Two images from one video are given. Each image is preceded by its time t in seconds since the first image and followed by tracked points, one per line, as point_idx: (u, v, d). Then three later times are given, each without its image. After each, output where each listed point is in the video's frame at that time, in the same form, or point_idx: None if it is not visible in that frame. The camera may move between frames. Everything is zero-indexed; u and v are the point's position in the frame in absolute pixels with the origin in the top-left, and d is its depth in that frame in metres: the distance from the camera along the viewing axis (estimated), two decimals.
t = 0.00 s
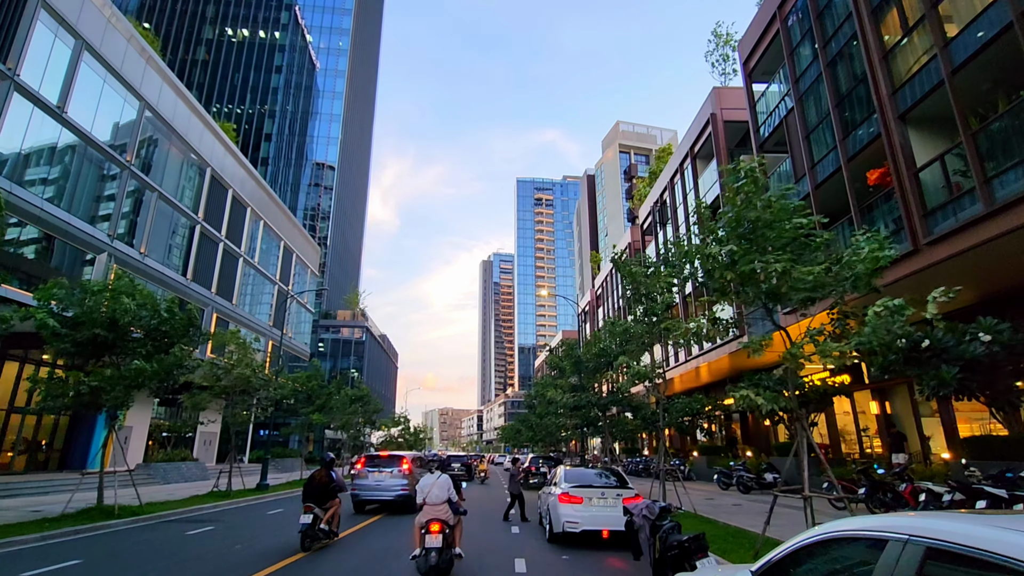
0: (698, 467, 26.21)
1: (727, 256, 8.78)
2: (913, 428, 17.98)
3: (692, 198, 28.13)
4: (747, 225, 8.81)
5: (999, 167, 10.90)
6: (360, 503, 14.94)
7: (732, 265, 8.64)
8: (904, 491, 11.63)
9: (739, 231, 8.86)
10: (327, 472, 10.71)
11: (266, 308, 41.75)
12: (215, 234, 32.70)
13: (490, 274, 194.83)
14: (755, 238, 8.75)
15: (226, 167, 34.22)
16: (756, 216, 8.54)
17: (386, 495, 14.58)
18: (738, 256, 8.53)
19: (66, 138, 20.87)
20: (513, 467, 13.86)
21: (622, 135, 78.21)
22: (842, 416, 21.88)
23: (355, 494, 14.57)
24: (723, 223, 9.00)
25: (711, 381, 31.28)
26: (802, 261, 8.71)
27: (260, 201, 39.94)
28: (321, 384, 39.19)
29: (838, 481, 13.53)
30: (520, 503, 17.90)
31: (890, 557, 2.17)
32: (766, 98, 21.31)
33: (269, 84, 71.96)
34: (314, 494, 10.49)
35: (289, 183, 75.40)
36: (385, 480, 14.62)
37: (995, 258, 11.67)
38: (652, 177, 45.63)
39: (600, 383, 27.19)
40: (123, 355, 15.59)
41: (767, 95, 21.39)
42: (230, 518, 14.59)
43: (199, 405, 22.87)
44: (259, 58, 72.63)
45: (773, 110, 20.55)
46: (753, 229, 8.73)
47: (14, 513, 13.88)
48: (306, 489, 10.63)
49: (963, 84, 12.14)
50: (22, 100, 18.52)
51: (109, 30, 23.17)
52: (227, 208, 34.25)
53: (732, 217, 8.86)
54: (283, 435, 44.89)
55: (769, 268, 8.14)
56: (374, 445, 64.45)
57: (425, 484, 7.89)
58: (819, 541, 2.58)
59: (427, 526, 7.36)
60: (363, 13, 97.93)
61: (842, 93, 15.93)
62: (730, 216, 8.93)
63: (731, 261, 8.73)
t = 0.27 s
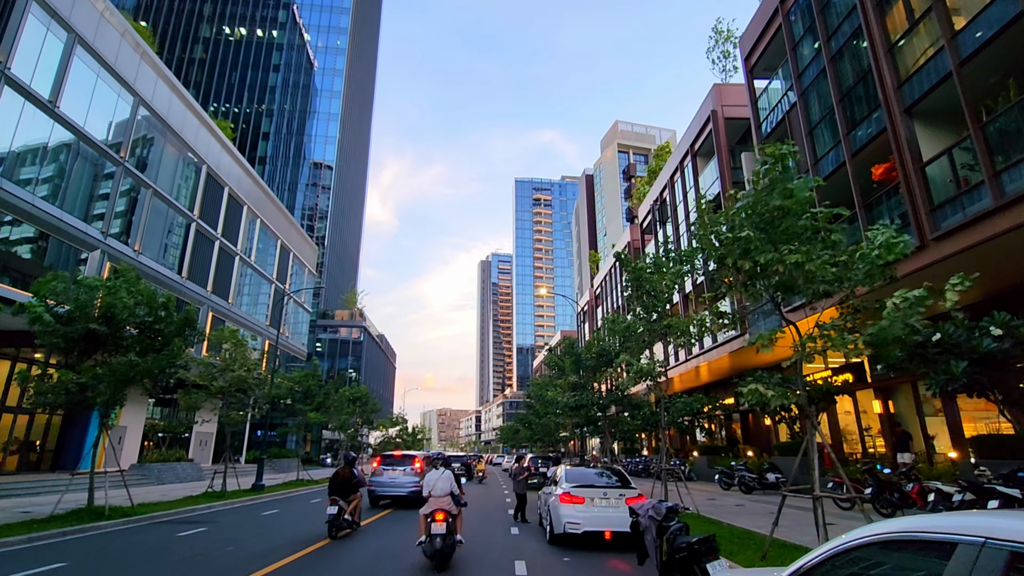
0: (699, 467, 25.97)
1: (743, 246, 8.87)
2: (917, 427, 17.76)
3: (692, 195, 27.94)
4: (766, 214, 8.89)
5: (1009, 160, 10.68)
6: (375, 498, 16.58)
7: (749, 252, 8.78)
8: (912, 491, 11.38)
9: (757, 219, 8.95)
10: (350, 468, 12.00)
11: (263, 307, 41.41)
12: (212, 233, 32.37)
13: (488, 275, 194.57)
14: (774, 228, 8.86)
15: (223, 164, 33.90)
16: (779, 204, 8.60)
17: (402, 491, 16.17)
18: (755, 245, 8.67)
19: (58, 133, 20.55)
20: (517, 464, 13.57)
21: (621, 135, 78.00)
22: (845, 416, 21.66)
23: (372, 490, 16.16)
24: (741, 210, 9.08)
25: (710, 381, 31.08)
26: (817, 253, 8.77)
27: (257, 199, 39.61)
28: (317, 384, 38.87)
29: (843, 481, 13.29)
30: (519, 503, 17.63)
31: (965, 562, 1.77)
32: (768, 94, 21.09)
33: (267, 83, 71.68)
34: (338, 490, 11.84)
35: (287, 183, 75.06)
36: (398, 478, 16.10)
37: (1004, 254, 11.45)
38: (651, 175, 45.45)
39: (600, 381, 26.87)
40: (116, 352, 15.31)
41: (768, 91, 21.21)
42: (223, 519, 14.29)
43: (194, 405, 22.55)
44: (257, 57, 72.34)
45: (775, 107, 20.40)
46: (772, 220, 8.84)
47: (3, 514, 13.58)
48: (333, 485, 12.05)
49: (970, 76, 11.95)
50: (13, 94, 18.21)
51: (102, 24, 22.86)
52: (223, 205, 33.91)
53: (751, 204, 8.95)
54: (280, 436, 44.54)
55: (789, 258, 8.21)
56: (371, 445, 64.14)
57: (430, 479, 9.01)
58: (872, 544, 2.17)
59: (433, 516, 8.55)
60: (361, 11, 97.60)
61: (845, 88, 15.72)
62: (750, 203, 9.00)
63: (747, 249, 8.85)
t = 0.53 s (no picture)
0: (699, 468, 25.75)
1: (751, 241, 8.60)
2: (922, 428, 17.52)
3: (693, 194, 27.67)
4: (777, 207, 8.68)
5: (1020, 155, 10.45)
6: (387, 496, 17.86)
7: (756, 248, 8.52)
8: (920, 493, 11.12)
9: (769, 214, 8.77)
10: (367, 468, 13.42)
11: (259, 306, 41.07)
12: (208, 231, 31.99)
13: (486, 275, 194.32)
14: (784, 223, 8.69)
15: (219, 162, 33.54)
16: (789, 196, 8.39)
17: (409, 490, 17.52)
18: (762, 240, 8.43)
19: (50, 128, 20.18)
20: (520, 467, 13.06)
21: (620, 135, 77.71)
22: (847, 417, 21.40)
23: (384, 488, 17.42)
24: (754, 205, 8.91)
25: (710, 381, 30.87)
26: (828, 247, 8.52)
27: (254, 198, 39.25)
28: (313, 384, 38.50)
29: (849, 482, 13.03)
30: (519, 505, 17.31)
31: None
32: (771, 90, 20.84)
33: (265, 82, 71.32)
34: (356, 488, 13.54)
35: (285, 182, 74.67)
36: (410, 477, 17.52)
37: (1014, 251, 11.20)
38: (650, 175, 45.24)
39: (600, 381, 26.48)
40: (107, 351, 14.96)
41: (771, 88, 20.96)
42: (216, 521, 13.97)
43: (189, 405, 22.22)
44: (255, 55, 71.95)
45: (777, 103, 20.17)
46: (781, 215, 8.68)
47: None
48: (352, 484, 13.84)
49: (980, 70, 11.71)
50: (4, 89, 17.87)
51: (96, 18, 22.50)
52: (219, 203, 33.54)
53: (763, 198, 8.74)
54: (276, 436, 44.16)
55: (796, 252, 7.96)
56: (369, 445, 63.81)
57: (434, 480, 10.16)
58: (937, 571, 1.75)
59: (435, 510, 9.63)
60: (359, 10, 97.14)
61: (850, 83, 15.48)
62: (761, 196, 8.79)
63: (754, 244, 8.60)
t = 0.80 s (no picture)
0: (699, 468, 25.54)
1: (751, 237, 8.26)
2: (925, 428, 17.33)
3: (694, 192, 27.44)
4: (779, 201, 8.40)
5: None
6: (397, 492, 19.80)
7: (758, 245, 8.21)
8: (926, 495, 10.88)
9: (771, 208, 8.53)
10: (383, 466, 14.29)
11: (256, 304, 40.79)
12: (203, 229, 31.67)
13: (485, 275, 194.04)
14: (787, 216, 8.42)
15: (215, 159, 33.23)
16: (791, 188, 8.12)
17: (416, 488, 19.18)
18: (765, 235, 8.09)
19: (42, 122, 19.86)
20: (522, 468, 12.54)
21: (619, 134, 77.45)
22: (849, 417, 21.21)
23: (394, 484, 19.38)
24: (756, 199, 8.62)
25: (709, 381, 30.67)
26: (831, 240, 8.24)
27: (251, 196, 38.95)
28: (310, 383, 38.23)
29: (854, 483, 12.80)
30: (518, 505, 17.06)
31: None
32: (772, 87, 20.64)
33: (263, 80, 71.00)
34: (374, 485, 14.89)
35: (282, 180, 74.32)
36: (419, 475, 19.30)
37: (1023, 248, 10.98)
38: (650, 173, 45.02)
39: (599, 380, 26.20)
40: (98, 349, 14.66)
41: (773, 83, 20.75)
42: (208, 522, 13.69)
43: (183, 404, 21.94)
44: (252, 53, 71.63)
45: (779, 99, 19.97)
46: (785, 208, 8.41)
47: None
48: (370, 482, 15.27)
49: (989, 64, 11.49)
50: None
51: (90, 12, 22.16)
52: (215, 200, 33.22)
53: (764, 191, 8.48)
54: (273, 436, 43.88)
55: (800, 246, 7.66)
56: (367, 445, 63.51)
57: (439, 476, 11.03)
58: None
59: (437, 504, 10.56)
60: (358, 8, 96.83)
61: (855, 78, 15.26)
62: (763, 189, 8.53)
63: (756, 241, 8.27)
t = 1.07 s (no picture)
0: (700, 468, 25.30)
1: (756, 230, 7.09)
2: (929, 427, 17.09)
3: (694, 188, 27.17)
4: (778, 189, 7.34)
5: None
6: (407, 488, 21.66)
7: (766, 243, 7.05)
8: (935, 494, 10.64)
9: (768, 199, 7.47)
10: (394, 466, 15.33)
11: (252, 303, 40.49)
12: (199, 226, 31.33)
13: (484, 274, 193.79)
14: (786, 207, 7.43)
15: (211, 155, 32.87)
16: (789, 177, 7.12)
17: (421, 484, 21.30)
18: (772, 229, 6.94)
19: (31, 116, 19.47)
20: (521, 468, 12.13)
21: (618, 133, 77.22)
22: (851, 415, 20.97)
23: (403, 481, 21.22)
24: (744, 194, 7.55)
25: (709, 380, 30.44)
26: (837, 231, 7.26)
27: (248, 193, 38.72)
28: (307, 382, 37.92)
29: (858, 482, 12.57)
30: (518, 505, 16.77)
31: None
32: (774, 82, 20.39)
33: (261, 78, 70.67)
34: (386, 481, 15.85)
35: (280, 179, 73.96)
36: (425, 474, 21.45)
37: None
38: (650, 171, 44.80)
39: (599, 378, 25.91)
40: (87, 347, 14.37)
41: (775, 77, 20.46)
42: (198, 523, 13.36)
43: (177, 403, 21.63)
44: (250, 51, 71.29)
45: (781, 93, 19.68)
46: (783, 198, 7.39)
47: None
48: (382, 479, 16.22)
49: (998, 54, 11.24)
50: None
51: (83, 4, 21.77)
52: (211, 197, 32.87)
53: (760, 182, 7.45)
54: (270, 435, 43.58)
55: (812, 239, 6.70)
56: (365, 445, 63.24)
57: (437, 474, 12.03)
58: None
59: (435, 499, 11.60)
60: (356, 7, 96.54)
61: (860, 70, 15.03)
62: (758, 178, 7.53)
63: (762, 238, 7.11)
